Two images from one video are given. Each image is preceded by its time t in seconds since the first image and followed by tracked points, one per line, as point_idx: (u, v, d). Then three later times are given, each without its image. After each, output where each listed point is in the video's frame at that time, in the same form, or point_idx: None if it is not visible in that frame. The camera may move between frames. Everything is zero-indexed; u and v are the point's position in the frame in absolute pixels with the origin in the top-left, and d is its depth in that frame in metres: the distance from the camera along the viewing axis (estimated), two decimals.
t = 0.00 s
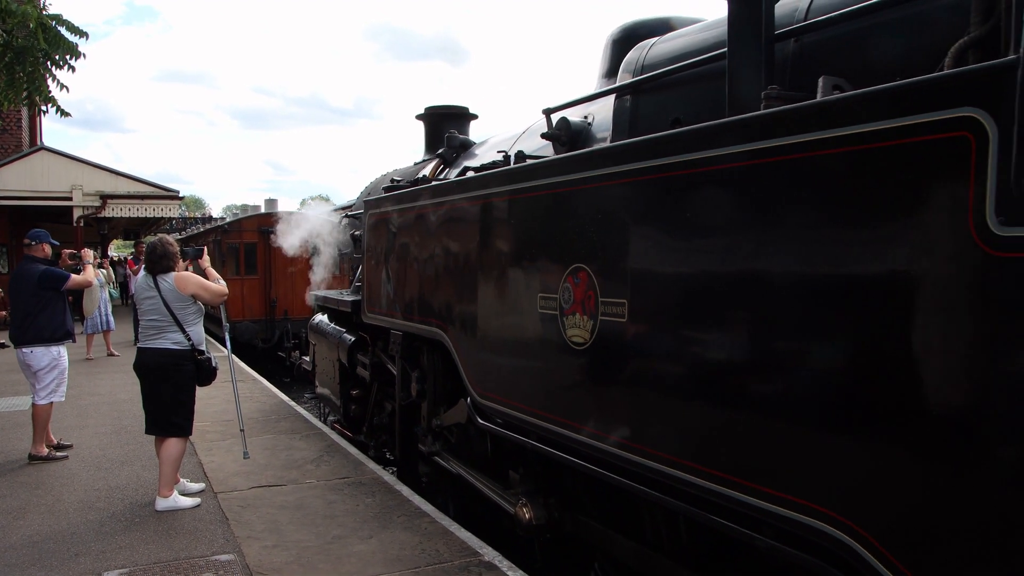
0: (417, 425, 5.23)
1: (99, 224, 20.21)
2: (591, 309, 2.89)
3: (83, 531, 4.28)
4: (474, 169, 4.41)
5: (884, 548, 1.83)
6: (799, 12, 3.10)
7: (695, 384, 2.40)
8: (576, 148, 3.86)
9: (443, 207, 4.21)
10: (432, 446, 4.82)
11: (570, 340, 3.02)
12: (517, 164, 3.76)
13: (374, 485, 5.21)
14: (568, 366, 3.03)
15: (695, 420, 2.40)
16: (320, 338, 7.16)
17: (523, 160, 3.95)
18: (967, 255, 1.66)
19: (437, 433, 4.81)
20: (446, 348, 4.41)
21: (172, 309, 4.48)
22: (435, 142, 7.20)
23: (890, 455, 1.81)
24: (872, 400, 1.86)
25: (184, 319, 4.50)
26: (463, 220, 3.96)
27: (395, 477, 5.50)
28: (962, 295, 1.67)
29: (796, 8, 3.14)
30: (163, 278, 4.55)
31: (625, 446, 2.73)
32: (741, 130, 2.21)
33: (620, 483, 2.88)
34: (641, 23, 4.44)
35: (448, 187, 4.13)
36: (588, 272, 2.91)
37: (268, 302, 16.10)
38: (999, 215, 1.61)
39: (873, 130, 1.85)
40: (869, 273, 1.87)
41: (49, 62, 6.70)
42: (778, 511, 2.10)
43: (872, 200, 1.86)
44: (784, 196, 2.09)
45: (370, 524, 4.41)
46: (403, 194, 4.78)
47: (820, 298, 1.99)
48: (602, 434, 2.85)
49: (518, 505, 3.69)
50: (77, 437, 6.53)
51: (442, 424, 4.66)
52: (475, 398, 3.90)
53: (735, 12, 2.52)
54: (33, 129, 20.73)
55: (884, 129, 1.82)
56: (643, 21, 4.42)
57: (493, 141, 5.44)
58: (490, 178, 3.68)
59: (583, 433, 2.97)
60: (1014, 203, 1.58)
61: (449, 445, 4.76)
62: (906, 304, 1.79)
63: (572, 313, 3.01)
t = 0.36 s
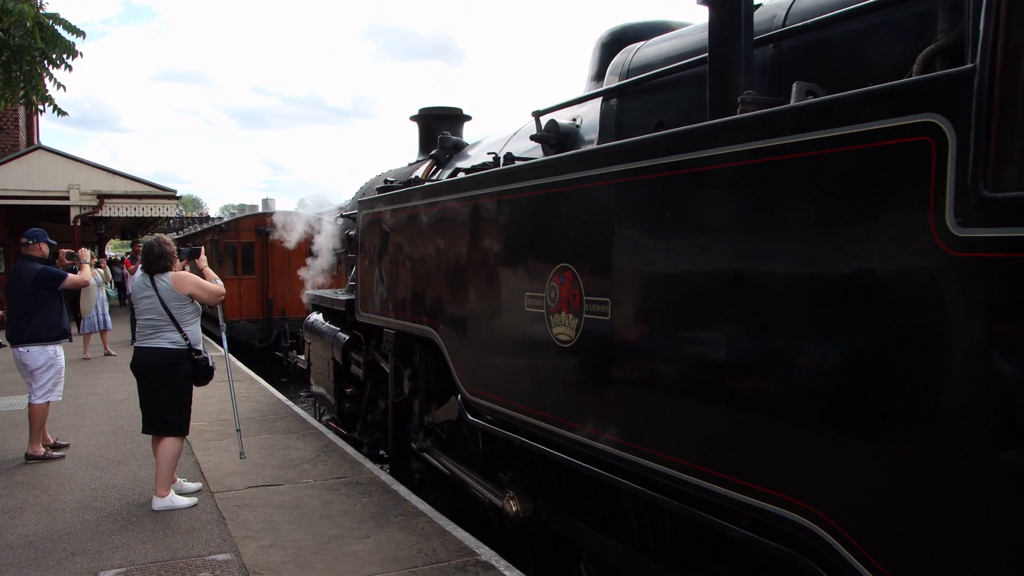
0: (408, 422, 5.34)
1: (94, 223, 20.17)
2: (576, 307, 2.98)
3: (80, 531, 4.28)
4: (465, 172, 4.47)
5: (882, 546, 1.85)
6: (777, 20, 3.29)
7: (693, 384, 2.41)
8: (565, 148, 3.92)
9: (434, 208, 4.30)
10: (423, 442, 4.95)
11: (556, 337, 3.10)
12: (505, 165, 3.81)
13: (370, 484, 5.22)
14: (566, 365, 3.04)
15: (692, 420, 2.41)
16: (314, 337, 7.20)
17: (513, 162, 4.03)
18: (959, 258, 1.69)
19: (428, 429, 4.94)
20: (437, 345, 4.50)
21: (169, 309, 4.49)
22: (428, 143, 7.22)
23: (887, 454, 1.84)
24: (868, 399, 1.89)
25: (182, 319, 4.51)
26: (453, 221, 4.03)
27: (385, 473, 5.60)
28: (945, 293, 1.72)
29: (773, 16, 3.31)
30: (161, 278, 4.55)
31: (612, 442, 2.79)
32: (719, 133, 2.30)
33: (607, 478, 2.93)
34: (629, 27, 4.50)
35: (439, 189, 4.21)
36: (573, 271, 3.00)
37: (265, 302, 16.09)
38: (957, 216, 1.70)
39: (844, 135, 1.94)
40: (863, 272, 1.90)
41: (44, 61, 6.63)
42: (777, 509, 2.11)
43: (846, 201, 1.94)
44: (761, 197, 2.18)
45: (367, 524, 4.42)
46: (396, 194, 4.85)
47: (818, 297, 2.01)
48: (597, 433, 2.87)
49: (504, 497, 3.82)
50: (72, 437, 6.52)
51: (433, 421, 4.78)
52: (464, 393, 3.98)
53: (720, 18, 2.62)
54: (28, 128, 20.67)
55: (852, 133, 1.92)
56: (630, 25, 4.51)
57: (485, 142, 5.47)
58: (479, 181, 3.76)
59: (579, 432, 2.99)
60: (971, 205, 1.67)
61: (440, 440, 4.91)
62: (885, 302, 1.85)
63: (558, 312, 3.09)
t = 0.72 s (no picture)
0: (400, 418, 5.41)
1: (93, 222, 20.14)
2: (562, 306, 3.07)
3: (76, 529, 4.27)
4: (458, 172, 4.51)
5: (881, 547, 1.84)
6: (758, 26, 3.35)
7: (691, 384, 2.41)
8: (554, 151, 3.94)
9: (427, 208, 4.36)
10: (415, 438, 4.99)
11: (543, 336, 3.19)
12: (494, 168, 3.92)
13: (368, 484, 5.21)
14: (565, 365, 3.04)
15: (690, 420, 2.41)
16: (310, 335, 7.25)
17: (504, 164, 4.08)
18: (955, 259, 1.69)
19: (420, 426, 4.99)
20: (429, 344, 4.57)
21: (167, 308, 4.48)
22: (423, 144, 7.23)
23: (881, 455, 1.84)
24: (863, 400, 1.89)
25: (179, 318, 4.50)
26: (445, 221, 4.10)
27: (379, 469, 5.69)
28: (939, 294, 1.73)
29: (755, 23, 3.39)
30: (159, 276, 4.54)
31: (596, 439, 2.88)
32: (699, 138, 2.37)
33: (593, 474, 3.00)
34: (619, 31, 4.51)
35: (432, 189, 4.29)
36: (560, 271, 3.09)
37: (262, 301, 16.07)
38: (921, 219, 1.76)
39: (816, 140, 2.01)
40: (858, 274, 1.90)
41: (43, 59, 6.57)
42: (776, 511, 2.10)
43: (819, 204, 2.00)
44: (739, 199, 2.24)
45: (363, 524, 4.41)
46: (390, 194, 4.91)
47: (815, 298, 2.01)
48: (595, 433, 2.88)
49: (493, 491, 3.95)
50: (69, 435, 6.51)
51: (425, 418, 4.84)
52: (456, 391, 4.07)
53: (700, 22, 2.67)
54: (27, 126, 20.64)
55: (824, 138, 1.98)
56: (620, 28, 4.53)
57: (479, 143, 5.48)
58: (469, 182, 3.85)
59: (577, 433, 2.99)
60: (935, 209, 1.74)
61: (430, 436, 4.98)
62: (879, 302, 1.85)
63: (545, 310, 3.19)
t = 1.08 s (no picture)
0: (393, 416, 5.47)
1: (88, 221, 20.09)
2: (549, 305, 3.15)
3: (72, 530, 4.27)
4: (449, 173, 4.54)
5: (876, 546, 1.86)
6: (740, 30, 3.40)
7: (686, 383, 2.42)
8: (543, 152, 4.03)
9: (419, 208, 4.41)
10: (407, 436, 5.10)
11: (530, 334, 3.27)
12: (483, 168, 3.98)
13: (365, 484, 5.22)
14: (563, 364, 3.03)
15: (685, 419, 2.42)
16: (305, 335, 7.29)
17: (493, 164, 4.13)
18: (949, 258, 1.71)
19: (412, 423, 5.09)
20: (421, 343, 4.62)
21: (164, 308, 4.48)
22: (416, 145, 7.26)
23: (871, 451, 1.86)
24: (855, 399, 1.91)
25: (176, 318, 4.50)
26: (436, 221, 4.18)
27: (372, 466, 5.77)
28: (937, 293, 1.73)
29: (736, 28, 3.44)
30: (155, 276, 4.54)
31: (583, 435, 2.93)
32: (677, 142, 2.46)
33: (581, 470, 3.06)
34: (608, 34, 4.54)
35: (423, 189, 4.34)
36: (547, 270, 3.16)
37: (258, 301, 16.05)
38: (888, 219, 1.84)
39: (788, 143, 2.09)
40: (851, 274, 1.92)
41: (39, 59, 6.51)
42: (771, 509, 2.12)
43: (793, 204, 2.08)
44: (717, 201, 2.32)
45: (360, 523, 4.42)
46: (382, 194, 4.94)
47: (808, 297, 2.03)
48: (592, 432, 2.87)
49: (482, 487, 4.05)
50: (64, 436, 6.50)
51: (417, 416, 4.93)
52: (446, 388, 4.13)
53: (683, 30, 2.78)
54: (23, 126, 20.57)
55: (794, 141, 2.07)
56: (610, 32, 4.56)
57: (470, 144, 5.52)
58: (459, 183, 3.92)
59: (572, 432, 3.00)
60: (900, 209, 1.82)
61: (421, 434, 5.08)
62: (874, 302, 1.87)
63: (532, 309, 3.26)
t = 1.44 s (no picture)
0: (389, 413, 5.50)
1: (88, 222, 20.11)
2: (540, 304, 3.18)
3: (71, 530, 4.26)
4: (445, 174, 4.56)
5: (880, 547, 1.84)
6: (724, 35, 3.43)
7: (685, 383, 2.41)
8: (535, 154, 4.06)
9: (415, 208, 4.42)
10: (403, 432, 5.16)
11: (521, 332, 3.30)
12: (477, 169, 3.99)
13: (365, 484, 5.21)
14: (562, 364, 3.01)
15: (686, 420, 2.41)
16: (303, 335, 7.30)
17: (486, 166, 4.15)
18: (953, 258, 1.69)
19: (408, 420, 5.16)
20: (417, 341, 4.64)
21: (164, 307, 4.47)
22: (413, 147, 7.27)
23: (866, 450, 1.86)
24: (852, 400, 1.90)
25: (177, 317, 4.50)
26: (430, 221, 4.21)
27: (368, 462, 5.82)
28: (942, 291, 1.71)
29: (722, 32, 3.47)
30: (156, 276, 4.53)
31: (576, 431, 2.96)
32: (662, 144, 2.51)
33: (574, 465, 3.08)
34: (600, 37, 4.55)
35: (418, 189, 4.36)
36: (538, 269, 3.20)
37: (258, 301, 16.05)
38: (860, 220, 1.89)
39: (771, 144, 2.12)
40: (851, 275, 1.91)
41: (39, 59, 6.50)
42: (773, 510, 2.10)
43: (783, 204, 2.09)
44: (702, 201, 2.35)
45: (360, 523, 4.41)
46: (379, 195, 4.95)
47: (806, 296, 2.02)
48: (593, 433, 2.84)
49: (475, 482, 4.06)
50: (64, 436, 6.49)
51: (413, 413, 4.98)
52: (441, 386, 4.14)
53: (667, 33, 2.80)
54: (22, 126, 20.57)
55: (798, 141, 2.05)
56: (603, 34, 4.57)
57: (465, 145, 5.54)
58: (454, 183, 3.93)
59: (572, 431, 2.98)
60: (873, 211, 1.86)
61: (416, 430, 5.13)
62: (876, 301, 1.85)
63: (524, 308, 3.30)
